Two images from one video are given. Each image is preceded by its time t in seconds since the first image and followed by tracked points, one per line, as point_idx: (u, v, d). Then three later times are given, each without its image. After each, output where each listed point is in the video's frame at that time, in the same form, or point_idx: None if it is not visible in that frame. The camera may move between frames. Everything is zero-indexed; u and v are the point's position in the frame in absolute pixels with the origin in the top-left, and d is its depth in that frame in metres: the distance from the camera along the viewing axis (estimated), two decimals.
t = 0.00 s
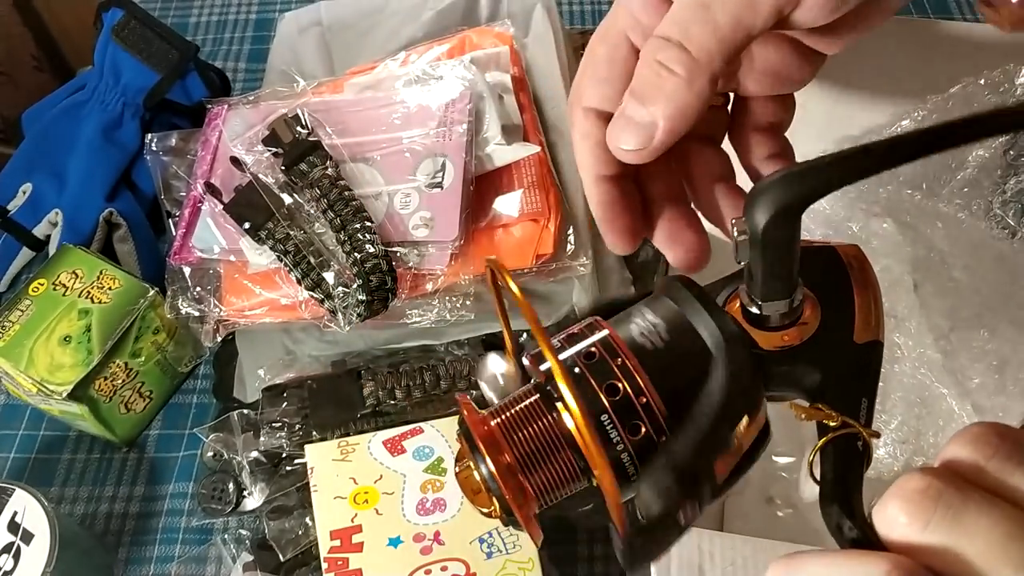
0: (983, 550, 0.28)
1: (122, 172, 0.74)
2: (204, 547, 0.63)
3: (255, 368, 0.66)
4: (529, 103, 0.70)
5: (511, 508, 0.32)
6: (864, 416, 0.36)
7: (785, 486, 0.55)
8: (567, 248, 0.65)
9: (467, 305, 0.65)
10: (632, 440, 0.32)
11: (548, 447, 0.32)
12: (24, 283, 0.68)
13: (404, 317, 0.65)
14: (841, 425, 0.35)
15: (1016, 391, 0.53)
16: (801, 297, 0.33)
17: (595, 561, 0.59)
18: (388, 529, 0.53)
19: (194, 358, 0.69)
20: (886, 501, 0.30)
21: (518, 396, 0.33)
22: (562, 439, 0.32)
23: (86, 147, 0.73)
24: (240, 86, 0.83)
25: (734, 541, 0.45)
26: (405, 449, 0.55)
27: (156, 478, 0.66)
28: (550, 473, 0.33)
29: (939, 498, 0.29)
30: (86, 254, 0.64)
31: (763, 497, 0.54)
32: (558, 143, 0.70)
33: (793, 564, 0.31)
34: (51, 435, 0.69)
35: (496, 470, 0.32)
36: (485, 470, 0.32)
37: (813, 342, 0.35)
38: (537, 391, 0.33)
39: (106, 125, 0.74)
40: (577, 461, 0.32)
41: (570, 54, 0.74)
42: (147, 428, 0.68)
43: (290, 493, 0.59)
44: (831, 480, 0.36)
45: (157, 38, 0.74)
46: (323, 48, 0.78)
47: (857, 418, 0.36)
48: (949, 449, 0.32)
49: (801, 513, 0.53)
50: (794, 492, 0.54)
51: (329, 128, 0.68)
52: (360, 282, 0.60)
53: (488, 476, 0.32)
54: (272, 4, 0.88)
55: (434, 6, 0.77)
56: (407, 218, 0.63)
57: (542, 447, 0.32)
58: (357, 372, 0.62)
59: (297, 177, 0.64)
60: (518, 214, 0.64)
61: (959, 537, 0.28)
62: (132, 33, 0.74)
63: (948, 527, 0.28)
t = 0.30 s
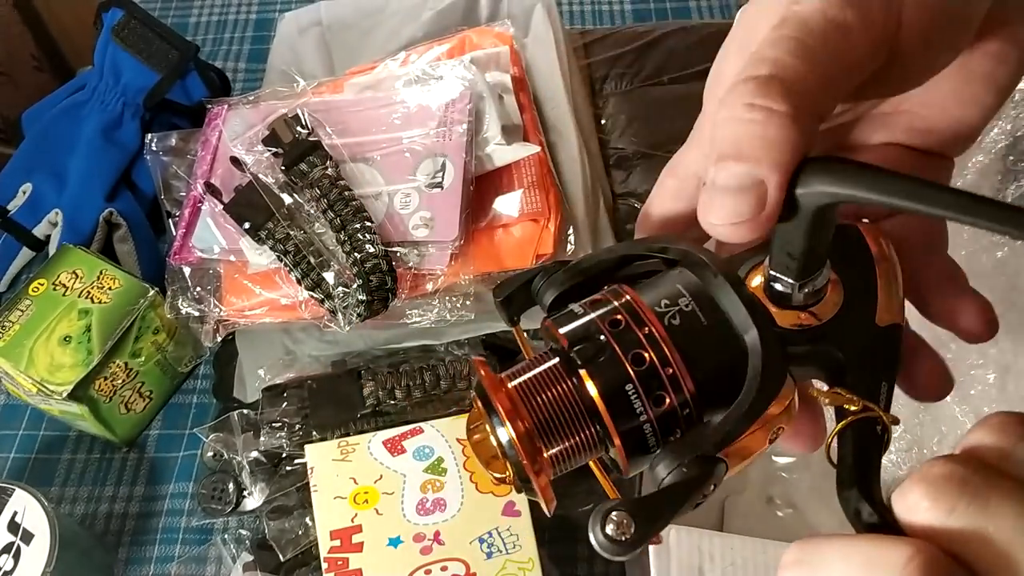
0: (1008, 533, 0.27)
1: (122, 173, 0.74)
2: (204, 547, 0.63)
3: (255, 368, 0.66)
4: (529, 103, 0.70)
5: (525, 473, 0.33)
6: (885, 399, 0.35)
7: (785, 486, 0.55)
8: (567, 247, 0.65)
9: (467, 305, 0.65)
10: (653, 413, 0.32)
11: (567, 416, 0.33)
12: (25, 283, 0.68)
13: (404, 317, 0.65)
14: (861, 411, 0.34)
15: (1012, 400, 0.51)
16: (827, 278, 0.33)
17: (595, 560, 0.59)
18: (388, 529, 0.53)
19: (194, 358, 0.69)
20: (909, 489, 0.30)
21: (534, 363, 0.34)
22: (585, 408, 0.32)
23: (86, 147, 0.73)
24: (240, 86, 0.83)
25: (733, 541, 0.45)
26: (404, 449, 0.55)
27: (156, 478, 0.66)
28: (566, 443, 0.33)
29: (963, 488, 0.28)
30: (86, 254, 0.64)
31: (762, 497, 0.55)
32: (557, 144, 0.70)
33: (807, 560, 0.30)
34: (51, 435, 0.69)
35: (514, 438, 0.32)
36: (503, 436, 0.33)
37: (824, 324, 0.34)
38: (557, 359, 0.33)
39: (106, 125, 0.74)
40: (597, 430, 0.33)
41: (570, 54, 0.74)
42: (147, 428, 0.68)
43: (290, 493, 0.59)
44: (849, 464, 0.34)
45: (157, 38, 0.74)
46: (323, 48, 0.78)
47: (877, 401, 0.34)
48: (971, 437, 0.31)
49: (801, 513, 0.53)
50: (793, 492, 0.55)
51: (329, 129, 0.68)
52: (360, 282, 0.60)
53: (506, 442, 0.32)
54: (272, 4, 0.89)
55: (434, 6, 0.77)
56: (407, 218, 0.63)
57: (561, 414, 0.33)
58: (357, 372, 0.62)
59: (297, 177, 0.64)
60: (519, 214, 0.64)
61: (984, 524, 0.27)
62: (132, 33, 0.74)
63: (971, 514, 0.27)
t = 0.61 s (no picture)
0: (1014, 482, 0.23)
1: (122, 173, 0.74)
2: (204, 547, 0.63)
3: (255, 368, 0.66)
4: (529, 103, 0.70)
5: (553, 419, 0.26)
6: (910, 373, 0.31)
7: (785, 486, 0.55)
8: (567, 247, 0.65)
9: (467, 305, 0.65)
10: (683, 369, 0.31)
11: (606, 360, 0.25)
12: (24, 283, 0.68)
13: (404, 317, 0.65)
14: (884, 379, 0.30)
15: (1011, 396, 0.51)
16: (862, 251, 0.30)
17: (595, 560, 0.59)
18: (388, 529, 0.53)
19: (194, 358, 0.69)
20: (927, 444, 0.27)
21: (568, 296, 0.26)
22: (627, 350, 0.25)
23: (86, 147, 0.73)
24: (241, 86, 0.83)
25: (733, 541, 0.45)
26: (404, 449, 0.55)
27: (156, 478, 0.66)
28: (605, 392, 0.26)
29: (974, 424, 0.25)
30: (86, 254, 0.64)
31: (763, 497, 0.54)
32: (558, 144, 0.70)
33: (825, 524, 0.24)
34: (51, 435, 0.69)
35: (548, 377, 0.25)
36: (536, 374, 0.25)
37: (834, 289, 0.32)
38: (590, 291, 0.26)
39: (106, 125, 0.74)
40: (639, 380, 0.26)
41: (571, 54, 0.74)
42: (147, 429, 0.68)
43: (290, 493, 0.59)
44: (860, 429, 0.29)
45: (158, 38, 0.74)
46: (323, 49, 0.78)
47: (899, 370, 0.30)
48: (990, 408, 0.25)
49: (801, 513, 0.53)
50: (793, 492, 0.55)
51: (329, 129, 0.68)
52: (360, 282, 0.60)
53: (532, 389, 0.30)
54: (272, 5, 0.89)
55: (434, 6, 0.77)
56: (407, 218, 0.63)
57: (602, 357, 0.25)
58: (357, 372, 0.62)
59: (297, 177, 0.64)
60: (518, 214, 0.65)
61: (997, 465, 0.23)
62: (132, 32, 0.74)
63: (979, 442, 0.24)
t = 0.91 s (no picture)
0: (992, 482, 0.21)
1: (122, 172, 0.74)
2: (205, 547, 0.63)
3: (255, 368, 0.66)
4: (529, 103, 0.70)
5: (519, 443, 0.31)
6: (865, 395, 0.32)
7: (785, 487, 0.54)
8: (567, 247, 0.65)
9: (467, 306, 0.65)
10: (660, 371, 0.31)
11: (571, 379, 0.31)
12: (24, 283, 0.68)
13: (404, 317, 0.65)
14: (841, 390, 0.30)
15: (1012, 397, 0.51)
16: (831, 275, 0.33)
17: (594, 560, 0.59)
18: (388, 529, 0.53)
19: (194, 358, 0.69)
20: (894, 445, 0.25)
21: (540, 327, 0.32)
22: (590, 372, 0.31)
23: (86, 146, 0.73)
24: (241, 87, 0.83)
25: (733, 540, 0.45)
26: (405, 449, 0.55)
27: (157, 478, 0.66)
28: (562, 414, 0.31)
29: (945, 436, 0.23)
30: (86, 254, 0.64)
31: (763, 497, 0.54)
32: (558, 144, 0.70)
33: (791, 506, 0.24)
34: (51, 434, 0.69)
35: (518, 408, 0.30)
36: (509, 403, 0.30)
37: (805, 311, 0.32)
38: (559, 323, 0.32)
39: (106, 125, 0.74)
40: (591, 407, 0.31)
41: (571, 54, 0.74)
42: (147, 429, 0.68)
43: (290, 493, 0.59)
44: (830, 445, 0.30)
45: (158, 38, 0.74)
46: (323, 49, 0.78)
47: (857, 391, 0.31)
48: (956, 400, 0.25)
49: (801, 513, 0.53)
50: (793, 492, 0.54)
51: (329, 129, 0.68)
52: (361, 282, 0.60)
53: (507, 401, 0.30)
54: (272, 5, 0.89)
55: (434, 6, 0.77)
56: (407, 218, 0.63)
57: (567, 373, 0.31)
58: (357, 372, 0.62)
59: (297, 177, 0.64)
60: (518, 214, 0.65)
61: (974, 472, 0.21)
62: (132, 32, 0.74)
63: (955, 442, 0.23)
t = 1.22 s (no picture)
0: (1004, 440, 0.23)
1: (122, 173, 0.74)
2: (204, 547, 0.63)
3: (255, 368, 0.66)
4: (529, 103, 0.70)
5: (552, 451, 0.35)
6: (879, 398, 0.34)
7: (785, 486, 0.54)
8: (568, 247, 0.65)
9: (467, 305, 0.65)
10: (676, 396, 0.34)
11: (598, 397, 0.35)
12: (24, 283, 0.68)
13: (404, 317, 0.65)
14: (854, 387, 0.34)
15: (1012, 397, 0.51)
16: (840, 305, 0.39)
17: (594, 560, 0.59)
18: (389, 529, 0.53)
19: (194, 358, 0.69)
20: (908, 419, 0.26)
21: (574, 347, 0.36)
22: (618, 392, 0.35)
23: (86, 146, 0.73)
24: (241, 86, 0.83)
25: (733, 541, 0.45)
26: (405, 449, 0.55)
27: (157, 478, 0.66)
28: (591, 427, 0.35)
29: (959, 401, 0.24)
30: (86, 254, 0.64)
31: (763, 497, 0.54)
32: (558, 144, 0.70)
33: (811, 470, 0.26)
34: (51, 434, 0.69)
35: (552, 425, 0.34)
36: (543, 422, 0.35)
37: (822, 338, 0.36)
38: (593, 345, 0.36)
39: (106, 125, 0.74)
40: (617, 421, 0.35)
41: (570, 53, 0.74)
42: (147, 429, 0.68)
43: (290, 493, 0.59)
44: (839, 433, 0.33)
45: (158, 38, 0.74)
46: (323, 48, 0.78)
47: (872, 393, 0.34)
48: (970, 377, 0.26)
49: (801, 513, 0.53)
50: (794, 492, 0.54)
51: (329, 129, 0.68)
52: (361, 282, 0.60)
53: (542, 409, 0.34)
54: (272, 5, 0.89)
55: (434, 6, 0.77)
56: (407, 218, 0.63)
57: (595, 389, 0.35)
58: (357, 372, 0.62)
59: (297, 177, 0.64)
60: (518, 213, 0.65)
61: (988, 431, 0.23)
62: (132, 32, 0.74)
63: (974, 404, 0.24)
